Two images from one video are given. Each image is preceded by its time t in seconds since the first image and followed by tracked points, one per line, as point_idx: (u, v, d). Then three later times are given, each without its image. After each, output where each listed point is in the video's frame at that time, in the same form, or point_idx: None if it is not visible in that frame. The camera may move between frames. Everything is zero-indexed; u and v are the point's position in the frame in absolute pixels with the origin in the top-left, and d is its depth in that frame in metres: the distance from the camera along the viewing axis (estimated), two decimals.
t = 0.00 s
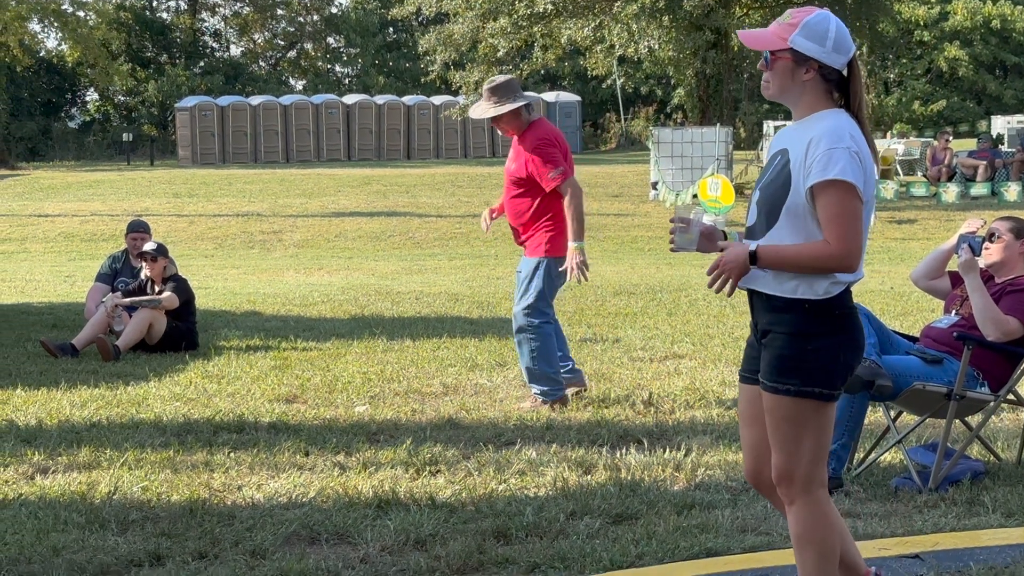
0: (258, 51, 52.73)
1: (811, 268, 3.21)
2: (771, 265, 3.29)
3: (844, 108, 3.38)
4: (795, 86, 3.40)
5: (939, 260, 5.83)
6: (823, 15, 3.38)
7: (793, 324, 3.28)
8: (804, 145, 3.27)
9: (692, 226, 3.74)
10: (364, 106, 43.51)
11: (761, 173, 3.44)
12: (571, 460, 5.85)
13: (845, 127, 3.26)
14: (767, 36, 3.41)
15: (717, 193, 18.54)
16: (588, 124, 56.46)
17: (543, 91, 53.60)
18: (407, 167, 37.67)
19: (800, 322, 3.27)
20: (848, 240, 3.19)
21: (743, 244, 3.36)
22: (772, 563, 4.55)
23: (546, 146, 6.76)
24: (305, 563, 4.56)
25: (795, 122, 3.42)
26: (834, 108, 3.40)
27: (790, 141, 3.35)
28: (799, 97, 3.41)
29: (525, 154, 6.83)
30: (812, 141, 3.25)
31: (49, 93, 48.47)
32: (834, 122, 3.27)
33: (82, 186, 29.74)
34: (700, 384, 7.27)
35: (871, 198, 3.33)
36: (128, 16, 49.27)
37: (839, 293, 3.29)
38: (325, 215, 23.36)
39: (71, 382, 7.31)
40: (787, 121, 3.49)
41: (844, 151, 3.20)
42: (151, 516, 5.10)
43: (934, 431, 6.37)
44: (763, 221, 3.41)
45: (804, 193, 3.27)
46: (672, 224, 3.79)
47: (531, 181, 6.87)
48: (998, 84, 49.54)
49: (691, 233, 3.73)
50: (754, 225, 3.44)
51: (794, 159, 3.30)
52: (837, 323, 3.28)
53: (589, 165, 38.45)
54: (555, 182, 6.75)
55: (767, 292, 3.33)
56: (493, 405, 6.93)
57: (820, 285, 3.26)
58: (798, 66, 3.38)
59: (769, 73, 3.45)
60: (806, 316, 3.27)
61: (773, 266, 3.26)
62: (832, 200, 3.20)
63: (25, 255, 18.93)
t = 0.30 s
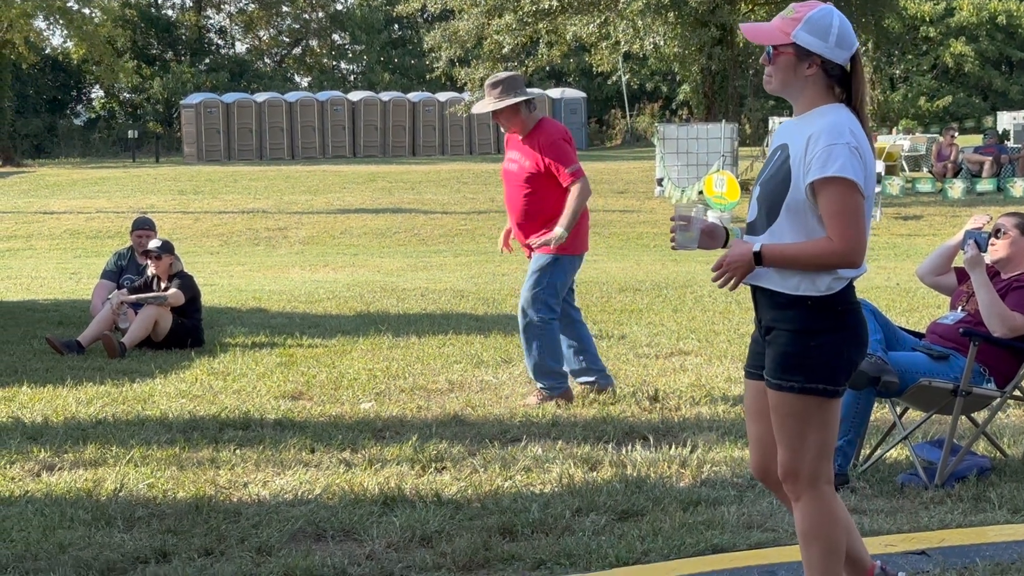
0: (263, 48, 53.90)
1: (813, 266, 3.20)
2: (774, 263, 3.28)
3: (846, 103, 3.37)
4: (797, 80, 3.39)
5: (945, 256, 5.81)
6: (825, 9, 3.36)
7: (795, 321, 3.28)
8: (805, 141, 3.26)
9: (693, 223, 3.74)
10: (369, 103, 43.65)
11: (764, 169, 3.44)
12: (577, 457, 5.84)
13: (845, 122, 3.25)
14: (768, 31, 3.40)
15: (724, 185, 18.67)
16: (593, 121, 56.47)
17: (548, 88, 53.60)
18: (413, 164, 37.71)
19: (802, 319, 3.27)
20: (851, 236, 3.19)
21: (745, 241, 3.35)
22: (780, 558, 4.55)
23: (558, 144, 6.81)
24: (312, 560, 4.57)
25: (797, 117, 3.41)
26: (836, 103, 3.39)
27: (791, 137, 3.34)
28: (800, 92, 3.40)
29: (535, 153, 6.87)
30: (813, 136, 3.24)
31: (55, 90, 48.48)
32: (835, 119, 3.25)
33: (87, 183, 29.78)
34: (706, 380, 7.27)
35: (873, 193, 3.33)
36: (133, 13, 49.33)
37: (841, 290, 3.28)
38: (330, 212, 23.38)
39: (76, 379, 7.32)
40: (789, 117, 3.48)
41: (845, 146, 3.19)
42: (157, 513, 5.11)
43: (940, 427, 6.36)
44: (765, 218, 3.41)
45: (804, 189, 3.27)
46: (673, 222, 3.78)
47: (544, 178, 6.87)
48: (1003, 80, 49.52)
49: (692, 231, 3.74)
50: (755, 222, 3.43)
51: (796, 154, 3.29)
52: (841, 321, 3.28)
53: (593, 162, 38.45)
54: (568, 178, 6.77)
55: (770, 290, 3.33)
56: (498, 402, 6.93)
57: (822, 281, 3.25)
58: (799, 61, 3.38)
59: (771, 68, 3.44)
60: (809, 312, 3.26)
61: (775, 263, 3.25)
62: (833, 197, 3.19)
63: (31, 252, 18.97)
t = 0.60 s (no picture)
0: (268, 47, 53.31)
1: (816, 265, 3.21)
2: (778, 261, 3.29)
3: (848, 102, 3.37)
4: (798, 79, 3.40)
5: (950, 253, 5.81)
6: (822, 8, 3.36)
7: (800, 319, 3.28)
8: (808, 140, 3.26)
9: (695, 219, 3.75)
10: (373, 102, 43.67)
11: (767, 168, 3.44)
12: (582, 454, 5.85)
13: (847, 121, 3.25)
14: (765, 33, 3.40)
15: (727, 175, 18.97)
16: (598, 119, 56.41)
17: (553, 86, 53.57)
18: (418, 162, 37.69)
19: (806, 317, 3.28)
20: (855, 235, 3.19)
21: (749, 240, 3.36)
22: (787, 555, 4.56)
23: (561, 142, 6.83)
24: (317, 558, 4.56)
25: (799, 115, 3.41)
26: (838, 99, 3.39)
27: (794, 135, 3.35)
28: (801, 91, 3.40)
29: (539, 153, 6.89)
30: (816, 136, 3.24)
31: (60, 89, 48.41)
32: (837, 117, 3.26)
33: (93, 182, 29.77)
34: (711, 377, 7.29)
35: (877, 191, 3.34)
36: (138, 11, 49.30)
37: (845, 287, 3.29)
38: (335, 210, 23.38)
39: (82, 376, 7.34)
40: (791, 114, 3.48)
41: (848, 146, 3.19)
42: (163, 511, 5.12)
43: (946, 424, 6.38)
44: (770, 217, 3.41)
45: (809, 188, 3.27)
46: (675, 218, 3.80)
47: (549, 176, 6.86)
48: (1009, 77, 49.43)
49: (694, 227, 3.74)
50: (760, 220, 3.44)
51: (799, 153, 3.29)
52: (846, 319, 3.28)
53: (598, 159, 38.44)
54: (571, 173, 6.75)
55: (775, 288, 3.33)
56: (503, 399, 6.94)
57: (826, 280, 3.25)
58: (799, 61, 3.38)
59: (772, 68, 3.44)
60: (812, 310, 3.27)
61: (779, 261, 3.26)
62: (838, 196, 3.20)
63: (36, 250, 18.97)
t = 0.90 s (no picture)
0: (273, 45, 53.45)
1: (823, 262, 3.20)
2: (784, 260, 3.29)
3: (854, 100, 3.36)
4: (808, 75, 3.38)
5: (958, 251, 5.82)
6: (835, 5, 3.35)
7: (806, 317, 3.28)
8: (815, 138, 3.26)
9: (699, 218, 3.74)
10: (379, 100, 43.70)
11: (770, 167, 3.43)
12: (589, 453, 5.86)
13: (854, 118, 3.25)
14: (775, 27, 3.39)
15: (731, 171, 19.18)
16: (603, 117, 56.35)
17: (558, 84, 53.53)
18: (423, 161, 37.69)
19: (812, 315, 3.27)
20: (862, 232, 3.18)
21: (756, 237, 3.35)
22: (792, 553, 4.57)
23: (556, 147, 6.76)
24: (325, 557, 4.57)
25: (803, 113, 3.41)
26: (845, 97, 3.39)
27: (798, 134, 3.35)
28: (808, 86, 3.39)
29: (535, 155, 6.84)
30: (823, 133, 3.24)
31: (65, 88, 48.35)
32: (843, 115, 3.25)
33: (99, 181, 29.78)
34: (717, 376, 7.28)
35: (883, 189, 3.33)
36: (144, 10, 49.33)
37: (853, 285, 3.28)
38: (340, 209, 23.37)
39: (89, 375, 7.34)
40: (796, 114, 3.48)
41: (855, 143, 3.19)
42: (170, 510, 5.12)
43: (953, 422, 6.38)
44: (776, 214, 3.40)
45: (815, 185, 3.27)
46: (679, 217, 3.79)
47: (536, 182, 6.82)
48: (1016, 75, 49.30)
49: (698, 226, 3.74)
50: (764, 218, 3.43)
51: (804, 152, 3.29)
52: (853, 318, 3.28)
53: (603, 158, 38.39)
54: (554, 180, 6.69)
55: (781, 287, 3.33)
56: (509, 398, 6.93)
57: (832, 277, 3.25)
58: (811, 57, 3.37)
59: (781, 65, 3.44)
60: (817, 308, 3.27)
61: (787, 259, 3.25)
62: (844, 194, 3.19)
63: (43, 250, 18.98)
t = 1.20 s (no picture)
0: (278, 45, 53.19)
1: (835, 259, 3.19)
2: (793, 257, 3.28)
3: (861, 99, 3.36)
4: (819, 73, 3.37)
5: (962, 251, 5.81)
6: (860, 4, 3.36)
7: (814, 315, 3.27)
8: (825, 136, 3.25)
9: (704, 218, 3.73)
10: (383, 101, 43.80)
11: (777, 165, 3.42)
12: (593, 453, 5.86)
13: (865, 115, 3.25)
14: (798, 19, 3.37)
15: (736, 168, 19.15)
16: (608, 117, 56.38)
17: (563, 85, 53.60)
18: (428, 161, 37.72)
19: (821, 314, 3.27)
20: (873, 229, 3.18)
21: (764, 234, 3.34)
22: (797, 553, 4.57)
23: (550, 141, 6.75)
24: (329, 557, 4.58)
25: (810, 111, 3.41)
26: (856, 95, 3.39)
27: (807, 132, 3.34)
28: (816, 84, 3.37)
29: (528, 151, 6.83)
30: (834, 131, 3.24)
31: (70, 88, 48.37)
32: (853, 112, 3.26)
33: (103, 181, 29.79)
34: (722, 376, 7.28)
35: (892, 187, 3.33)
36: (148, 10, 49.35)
37: (861, 283, 3.28)
38: (345, 209, 23.38)
39: (94, 375, 7.35)
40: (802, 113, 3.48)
41: (866, 140, 3.19)
42: (175, 510, 5.12)
43: (957, 422, 6.37)
44: (784, 212, 3.39)
45: (826, 182, 3.26)
46: (684, 216, 3.78)
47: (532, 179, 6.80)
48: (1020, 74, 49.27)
49: (703, 225, 3.73)
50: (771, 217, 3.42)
51: (813, 150, 3.29)
52: (861, 316, 3.27)
53: (609, 157, 38.44)
54: (551, 176, 6.70)
55: (789, 286, 3.32)
56: (513, 398, 6.93)
57: (842, 275, 3.25)
58: (841, 52, 3.36)
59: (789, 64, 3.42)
60: (827, 307, 3.26)
61: (798, 256, 3.24)
62: (855, 190, 3.19)
63: (47, 250, 18.98)
